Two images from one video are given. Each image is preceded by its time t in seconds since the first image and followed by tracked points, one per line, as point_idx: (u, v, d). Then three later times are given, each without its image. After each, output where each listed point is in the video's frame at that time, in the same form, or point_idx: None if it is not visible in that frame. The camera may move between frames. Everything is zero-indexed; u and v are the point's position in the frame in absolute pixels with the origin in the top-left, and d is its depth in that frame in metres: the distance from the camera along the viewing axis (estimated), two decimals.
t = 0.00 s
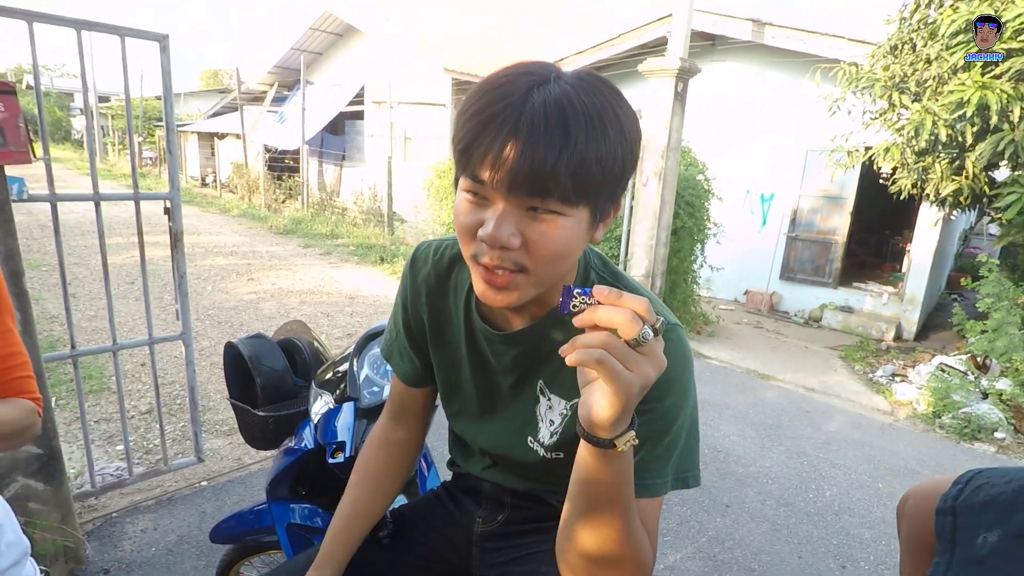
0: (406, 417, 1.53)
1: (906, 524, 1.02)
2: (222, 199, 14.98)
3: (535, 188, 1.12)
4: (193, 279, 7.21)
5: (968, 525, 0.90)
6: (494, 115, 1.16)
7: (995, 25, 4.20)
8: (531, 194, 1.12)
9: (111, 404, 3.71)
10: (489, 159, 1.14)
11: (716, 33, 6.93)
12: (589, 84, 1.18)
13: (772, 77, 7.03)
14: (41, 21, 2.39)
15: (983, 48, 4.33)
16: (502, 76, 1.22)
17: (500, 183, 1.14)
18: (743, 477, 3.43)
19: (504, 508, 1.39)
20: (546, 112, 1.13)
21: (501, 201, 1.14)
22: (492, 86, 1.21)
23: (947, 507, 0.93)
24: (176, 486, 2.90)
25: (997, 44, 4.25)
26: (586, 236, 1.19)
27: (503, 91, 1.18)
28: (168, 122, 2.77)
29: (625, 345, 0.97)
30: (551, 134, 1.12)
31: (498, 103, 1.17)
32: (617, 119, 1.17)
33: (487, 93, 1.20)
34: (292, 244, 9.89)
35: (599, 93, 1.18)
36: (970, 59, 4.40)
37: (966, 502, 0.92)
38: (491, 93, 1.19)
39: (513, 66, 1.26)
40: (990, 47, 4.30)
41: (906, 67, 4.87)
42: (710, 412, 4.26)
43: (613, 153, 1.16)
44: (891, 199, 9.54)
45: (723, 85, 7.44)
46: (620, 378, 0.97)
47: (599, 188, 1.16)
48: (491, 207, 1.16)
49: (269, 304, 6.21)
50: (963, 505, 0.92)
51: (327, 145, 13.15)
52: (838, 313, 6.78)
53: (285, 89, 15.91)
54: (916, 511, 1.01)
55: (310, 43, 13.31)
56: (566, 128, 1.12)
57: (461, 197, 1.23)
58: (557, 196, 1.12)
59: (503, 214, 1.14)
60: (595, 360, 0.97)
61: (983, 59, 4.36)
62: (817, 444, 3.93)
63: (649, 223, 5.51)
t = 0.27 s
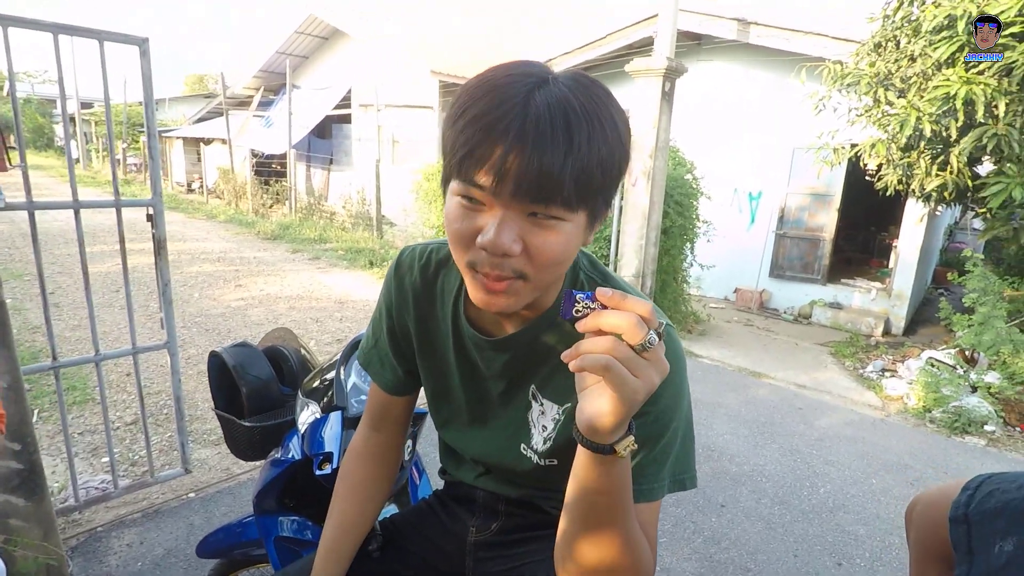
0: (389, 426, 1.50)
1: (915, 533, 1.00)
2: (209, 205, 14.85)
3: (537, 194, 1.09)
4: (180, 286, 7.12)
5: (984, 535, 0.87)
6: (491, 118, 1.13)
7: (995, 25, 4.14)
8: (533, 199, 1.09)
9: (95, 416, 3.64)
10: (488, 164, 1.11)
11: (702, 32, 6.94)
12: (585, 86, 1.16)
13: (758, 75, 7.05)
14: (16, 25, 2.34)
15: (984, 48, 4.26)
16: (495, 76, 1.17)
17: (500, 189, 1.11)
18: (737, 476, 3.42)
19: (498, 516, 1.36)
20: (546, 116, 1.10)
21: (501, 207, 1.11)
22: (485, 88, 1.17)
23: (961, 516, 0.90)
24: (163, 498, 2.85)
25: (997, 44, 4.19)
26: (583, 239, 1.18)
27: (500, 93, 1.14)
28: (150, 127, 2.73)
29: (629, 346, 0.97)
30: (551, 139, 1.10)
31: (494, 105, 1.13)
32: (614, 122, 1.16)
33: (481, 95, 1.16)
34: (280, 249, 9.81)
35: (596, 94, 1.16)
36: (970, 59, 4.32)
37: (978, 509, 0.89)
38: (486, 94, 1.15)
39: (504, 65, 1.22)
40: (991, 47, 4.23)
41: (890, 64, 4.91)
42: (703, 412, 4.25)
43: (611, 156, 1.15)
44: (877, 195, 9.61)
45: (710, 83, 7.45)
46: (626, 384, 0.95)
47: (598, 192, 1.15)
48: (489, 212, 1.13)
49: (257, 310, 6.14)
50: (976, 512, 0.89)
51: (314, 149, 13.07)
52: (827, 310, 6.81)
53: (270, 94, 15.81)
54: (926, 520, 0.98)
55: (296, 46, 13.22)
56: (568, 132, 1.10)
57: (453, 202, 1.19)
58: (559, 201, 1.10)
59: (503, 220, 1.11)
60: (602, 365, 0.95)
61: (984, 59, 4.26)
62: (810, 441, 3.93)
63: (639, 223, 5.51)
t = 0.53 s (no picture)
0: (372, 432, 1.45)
1: (924, 542, 0.97)
2: (190, 203, 14.65)
3: (536, 191, 1.06)
4: (159, 284, 6.99)
5: (1003, 549, 0.84)
6: (480, 114, 1.07)
7: (995, 25, 4.15)
8: (531, 196, 1.07)
9: (68, 417, 3.55)
10: (482, 163, 1.07)
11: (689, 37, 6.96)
12: (571, 76, 1.12)
13: (745, 81, 7.09)
14: None
15: (983, 48, 4.24)
16: (477, 69, 1.12)
17: (496, 188, 1.07)
18: (723, 481, 3.41)
19: (486, 525, 1.31)
20: (539, 110, 1.07)
21: (498, 207, 1.08)
22: (468, 82, 1.11)
23: (979, 527, 0.88)
24: (137, 502, 2.77)
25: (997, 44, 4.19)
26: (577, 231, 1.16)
27: (486, 87, 1.09)
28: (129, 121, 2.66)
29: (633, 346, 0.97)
30: (546, 135, 1.06)
31: (481, 101, 1.08)
32: (601, 111, 1.13)
33: (465, 90, 1.10)
34: (263, 248, 9.69)
35: (583, 84, 1.13)
36: (970, 59, 4.30)
37: (997, 520, 0.86)
38: (470, 88, 1.10)
39: (481, 56, 1.16)
40: (991, 47, 4.22)
41: (873, 71, 4.94)
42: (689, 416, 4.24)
43: (603, 146, 1.13)
44: (859, 201, 9.71)
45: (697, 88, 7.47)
46: (627, 380, 0.95)
47: (592, 183, 1.13)
48: (484, 212, 1.09)
49: (238, 310, 6.05)
50: (994, 523, 0.87)
51: (299, 148, 12.95)
52: (810, 315, 6.86)
53: (255, 91, 15.64)
54: (938, 529, 0.96)
55: (282, 44, 13.10)
56: (564, 125, 1.07)
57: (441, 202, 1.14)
58: (557, 196, 1.08)
59: (500, 220, 1.08)
60: (604, 360, 0.95)
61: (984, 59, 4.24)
62: (795, 446, 3.94)
63: (626, 226, 5.50)
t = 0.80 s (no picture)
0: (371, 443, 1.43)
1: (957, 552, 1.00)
2: (181, 210, 14.55)
3: (512, 194, 1.03)
4: (149, 291, 6.92)
5: None
6: (450, 117, 1.05)
7: (996, 25, 4.10)
8: (504, 198, 1.04)
9: (55, 426, 3.48)
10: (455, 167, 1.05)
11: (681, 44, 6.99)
12: (551, 70, 1.08)
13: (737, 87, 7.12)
14: None
15: (983, 48, 4.19)
16: (454, 68, 1.10)
17: (471, 190, 1.04)
18: (719, 488, 3.38)
19: (484, 537, 1.28)
20: (511, 110, 1.03)
21: (474, 211, 1.06)
22: (443, 83, 1.08)
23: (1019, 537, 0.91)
24: (124, 513, 2.72)
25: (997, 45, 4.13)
26: (566, 230, 1.12)
27: (459, 87, 1.06)
28: (118, 126, 2.62)
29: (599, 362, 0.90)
30: (519, 136, 1.03)
31: (454, 103, 1.06)
32: (586, 104, 1.08)
33: (440, 91, 1.08)
34: (254, 255, 9.63)
35: (563, 77, 1.08)
36: (970, 59, 4.24)
37: None
38: (445, 90, 1.07)
39: (461, 55, 1.14)
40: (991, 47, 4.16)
41: (864, 78, 4.96)
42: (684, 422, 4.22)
43: (586, 141, 1.08)
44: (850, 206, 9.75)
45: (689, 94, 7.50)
46: (600, 394, 0.89)
47: (576, 181, 1.09)
48: (461, 216, 1.07)
49: (229, 317, 5.99)
50: None
51: (291, 154, 12.91)
52: (803, 320, 6.86)
53: (246, 98, 15.59)
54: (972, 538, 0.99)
55: (274, 51, 13.07)
56: (538, 124, 1.03)
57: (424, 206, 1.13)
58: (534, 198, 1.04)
59: (477, 223, 1.05)
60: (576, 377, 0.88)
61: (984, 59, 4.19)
62: (792, 452, 3.92)
63: (620, 231, 5.49)
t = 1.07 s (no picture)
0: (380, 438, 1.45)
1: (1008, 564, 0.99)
2: (184, 212, 14.58)
3: (498, 202, 0.98)
4: (151, 293, 6.92)
5: None
6: (432, 121, 0.99)
7: (995, 25, 4.17)
8: (489, 206, 0.98)
9: (55, 426, 3.47)
10: (438, 173, 0.99)
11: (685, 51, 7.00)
12: (539, 67, 1.01)
13: (740, 94, 7.12)
14: None
15: (983, 49, 4.25)
16: (437, 64, 1.03)
17: (455, 199, 0.99)
18: (721, 495, 3.36)
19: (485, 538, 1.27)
20: (496, 112, 0.96)
21: (459, 218, 1.01)
22: (426, 80, 1.02)
23: None
24: (123, 513, 2.70)
25: (997, 45, 4.20)
26: (558, 234, 1.07)
27: (443, 86, 1.00)
28: (122, 126, 2.62)
29: (428, 527, 0.81)
30: (505, 140, 0.96)
31: (437, 102, 0.99)
32: (576, 104, 1.02)
33: (422, 90, 1.02)
34: (256, 257, 9.64)
35: (552, 75, 1.01)
36: (969, 60, 4.27)
37: None
38: (428, 88, 1.01)
39: (446, 48, 1.07)
40: (990, 47, 4.23)
41: (869, 85, 4.95)
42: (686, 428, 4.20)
43: (578, 143, 1.02)
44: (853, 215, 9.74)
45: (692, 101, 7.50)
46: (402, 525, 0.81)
47: (568, 184, 1.03)
48: (447, 222, 1.02)
49: (231, 319, 5.99)
50: None
51: (294, 158, 12.93)
52: (806, 327, 6.85)
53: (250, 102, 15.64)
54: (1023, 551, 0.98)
55: (278, 56, 13.12)
56: (525, 127, 0.97)
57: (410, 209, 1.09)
58: (522, 204, 0.99)
59: (463, 231, 1.01)
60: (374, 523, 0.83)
61: (983, 59, 4.26)
62: (794, 460, 3.90)
63: (622, 237, 5.48)
